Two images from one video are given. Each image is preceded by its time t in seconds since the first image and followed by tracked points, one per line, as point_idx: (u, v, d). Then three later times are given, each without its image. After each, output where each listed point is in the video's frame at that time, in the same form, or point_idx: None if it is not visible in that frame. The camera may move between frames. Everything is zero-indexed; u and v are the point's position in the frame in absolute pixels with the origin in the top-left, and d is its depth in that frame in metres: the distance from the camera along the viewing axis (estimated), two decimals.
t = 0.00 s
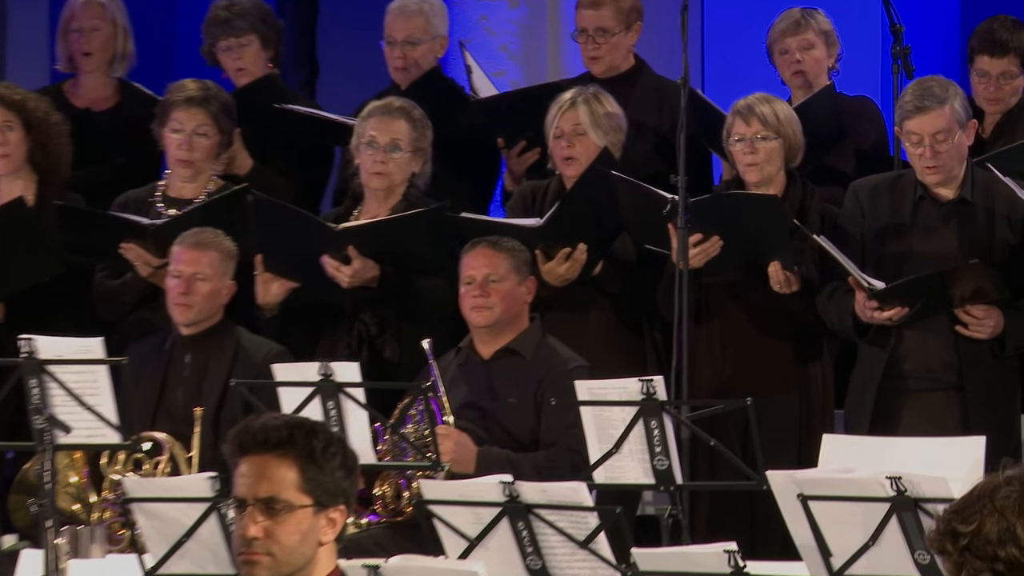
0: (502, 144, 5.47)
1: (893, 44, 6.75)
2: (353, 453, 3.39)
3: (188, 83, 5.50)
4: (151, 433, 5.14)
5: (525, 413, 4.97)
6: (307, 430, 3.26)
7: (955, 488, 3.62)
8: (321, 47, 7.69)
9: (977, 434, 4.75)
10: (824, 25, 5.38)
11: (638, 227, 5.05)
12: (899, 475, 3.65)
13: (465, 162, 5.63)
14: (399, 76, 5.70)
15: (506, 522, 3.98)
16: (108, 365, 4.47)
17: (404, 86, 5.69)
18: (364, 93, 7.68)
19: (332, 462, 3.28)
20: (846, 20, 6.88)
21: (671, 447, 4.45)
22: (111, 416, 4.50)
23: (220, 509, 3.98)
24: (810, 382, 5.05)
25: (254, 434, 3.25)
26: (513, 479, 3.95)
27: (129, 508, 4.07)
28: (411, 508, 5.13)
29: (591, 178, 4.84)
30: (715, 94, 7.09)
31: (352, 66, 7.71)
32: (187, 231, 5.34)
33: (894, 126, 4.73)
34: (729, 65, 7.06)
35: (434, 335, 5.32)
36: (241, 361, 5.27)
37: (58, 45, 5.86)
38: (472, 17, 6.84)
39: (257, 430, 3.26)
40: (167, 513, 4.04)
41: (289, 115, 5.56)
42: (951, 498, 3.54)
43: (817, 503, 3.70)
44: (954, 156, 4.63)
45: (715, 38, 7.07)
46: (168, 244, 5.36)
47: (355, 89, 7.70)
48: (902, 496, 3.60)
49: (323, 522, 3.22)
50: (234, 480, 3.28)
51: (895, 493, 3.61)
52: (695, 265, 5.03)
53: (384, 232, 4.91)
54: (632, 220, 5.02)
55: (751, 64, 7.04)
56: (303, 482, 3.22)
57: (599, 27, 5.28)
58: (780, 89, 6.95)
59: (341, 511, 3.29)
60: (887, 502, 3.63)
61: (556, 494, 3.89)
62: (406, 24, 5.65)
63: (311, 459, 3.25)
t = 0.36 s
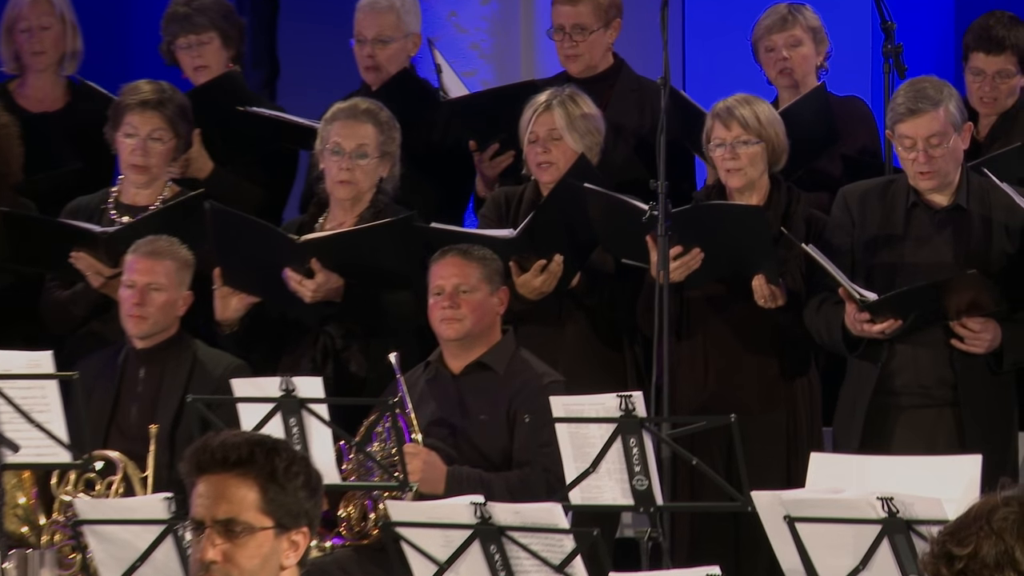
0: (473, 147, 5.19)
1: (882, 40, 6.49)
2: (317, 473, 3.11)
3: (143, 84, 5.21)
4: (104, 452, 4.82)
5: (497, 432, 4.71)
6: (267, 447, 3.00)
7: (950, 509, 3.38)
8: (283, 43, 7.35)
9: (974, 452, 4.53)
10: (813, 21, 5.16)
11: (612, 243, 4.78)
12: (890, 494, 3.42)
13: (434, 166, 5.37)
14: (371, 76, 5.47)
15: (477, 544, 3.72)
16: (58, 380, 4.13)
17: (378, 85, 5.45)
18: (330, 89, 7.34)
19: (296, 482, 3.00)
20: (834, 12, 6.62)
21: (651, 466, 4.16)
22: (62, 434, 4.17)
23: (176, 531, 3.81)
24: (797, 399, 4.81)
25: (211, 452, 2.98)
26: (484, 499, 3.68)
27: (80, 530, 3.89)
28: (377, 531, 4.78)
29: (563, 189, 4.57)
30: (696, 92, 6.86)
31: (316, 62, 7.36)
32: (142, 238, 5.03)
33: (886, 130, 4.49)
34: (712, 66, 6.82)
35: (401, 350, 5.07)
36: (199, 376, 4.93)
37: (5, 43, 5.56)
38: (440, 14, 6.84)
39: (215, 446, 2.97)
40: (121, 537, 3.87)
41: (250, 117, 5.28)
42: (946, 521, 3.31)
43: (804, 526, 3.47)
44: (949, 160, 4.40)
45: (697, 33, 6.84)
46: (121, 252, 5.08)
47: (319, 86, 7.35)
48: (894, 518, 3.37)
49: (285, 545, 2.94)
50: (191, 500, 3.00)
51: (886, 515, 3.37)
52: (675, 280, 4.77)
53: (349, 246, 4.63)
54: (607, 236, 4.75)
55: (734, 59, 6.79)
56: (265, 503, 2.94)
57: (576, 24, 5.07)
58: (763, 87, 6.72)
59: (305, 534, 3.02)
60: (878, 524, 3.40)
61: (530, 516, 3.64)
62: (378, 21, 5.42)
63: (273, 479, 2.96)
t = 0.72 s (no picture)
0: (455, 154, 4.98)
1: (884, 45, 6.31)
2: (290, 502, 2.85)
3: (107, 87, 4.96)
4: (64, 476, 4.53)
5: (479, 456, 4.45)
6: (237, 469, 2.74)
7: (958, 538, 3.14)
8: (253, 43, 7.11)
9: (981, 477, 4.30)
10: (812, 21, 4.98)
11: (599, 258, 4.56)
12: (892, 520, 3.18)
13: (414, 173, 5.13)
14: (350, 79, 5.24)
15: (458, 573, 3.47)
16: (15, 401, 3.86)
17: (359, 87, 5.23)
18: (304, 92, 7.10)
19: (266, 508, 2.74)
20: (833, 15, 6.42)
21: (642, 492, 3.89)
22: (19, 457, 3.90)
23: (140, 560, 3.53)
24: (795, 421, 4.57)
25: (177, 475, 2.72)
26: (466, 526, 3.42)
27: (40, 559, 3.65)
28: (353, 559, 4.49)
29: (548, 203, 4.33)
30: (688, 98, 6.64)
31: (289, 65, 7.11)
32: (105, 251, 4.77)
33: (890, 137, 4.27)
34: (702, 70, 6.60)
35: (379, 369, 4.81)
36: (164, 397, 4.65)
37: None
38: (419, 14, 6.64)
39: (180, 469, 2.72)
40: (82, 565, 3.63)
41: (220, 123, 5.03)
42: (952, 549, 3.07)
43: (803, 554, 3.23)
44: (956, 169, 4.17)
45: (690, 37, 6.62)
46: (81, 266, 4.81)
47: (292, 90, 7.11)
48: (897, 547, 3.13)
49: None
50: (155, 529, 2.74)
51: (889, 543, 3.13)
52: (667, 297, 4.54)
53: (323, 261, 4.38)
54: (594, 252, 4.50)
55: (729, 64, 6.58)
56: (232, 530, 2.68)
57: (563, 25, 4.90)
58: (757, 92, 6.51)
59: (275, 564, 2.75)
60: (881, 553, 3.16)
61: (513, 543, 3.38)
62: (356, 21, 5.19)
63: (240, 504, 2.70)
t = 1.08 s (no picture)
0: (438, 158, 4.86)
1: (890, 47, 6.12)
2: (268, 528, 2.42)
3: (71, 87, 4.75)
4: (24, 501, 4.27)
5: (462, 480, 4.22)
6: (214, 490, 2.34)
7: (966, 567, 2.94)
8: (225, 44, 6.89)
9: (991, 501, 4.09)
10: (815, 22, 4.81)
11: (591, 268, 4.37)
12: (898, 548, 2.98)
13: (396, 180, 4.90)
14: (331, 82, 5.02)
15: None
16: None
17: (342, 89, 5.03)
18: (279, 97, 6.86)
19: (242, 535, 2.31)
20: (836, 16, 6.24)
21: (634, 517, 3.65)
22: None
23: None
24: (794, 444, 4.36)
25: (145, 499, 2.33)
26: (450, 554, 3.20)
27: None
28: None
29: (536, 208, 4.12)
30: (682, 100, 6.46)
31: (264, 67, 6.87)
32: (68, 264, 4.54)
33: (895, 144, 4.06)
34: (696, 73, 6.43)
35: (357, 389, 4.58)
36: (132, 416, 4.41)
37: None
38: (399, 15, 6.47)
39: (146, 491, 2.33)
40: None
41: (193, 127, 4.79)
42: None
43: None
44: (965, 178, 3.96)
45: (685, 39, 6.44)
46: (43, 279, 4.57)
47: (266, 91, 6.86)
48: None
49: None
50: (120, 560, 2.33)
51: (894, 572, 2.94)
52: (659, 309, 4.33)
53: (296, 273, 4.15)
54: (585, 260, 4.31)
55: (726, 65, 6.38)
56: (202, 562, 2.26)
57: (551, 26, 4.79)
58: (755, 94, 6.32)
59: None
60: None
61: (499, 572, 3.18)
62: (337, 21, 4.97)
63: (212, 531, 2.29)
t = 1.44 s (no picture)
0: (415, 163, 4.61)
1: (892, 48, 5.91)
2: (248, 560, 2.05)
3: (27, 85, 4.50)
4: None
5: (442, 503, 3.98)
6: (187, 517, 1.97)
7: None
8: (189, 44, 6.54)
9: (1001, 526, 3.87)
10: (822, 21, 4.65)
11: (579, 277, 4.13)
12: None
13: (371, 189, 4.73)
14: (307, 86, 4.79)
15: None
16: None
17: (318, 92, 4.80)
18: (241, 100, 6.56)
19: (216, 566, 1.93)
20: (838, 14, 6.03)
21: (624, 543, 3.41)
22: None
23: None
24: (793, 465, 4.13)
25: (106, 525, 1.94)
26: None
27: None
28: None
29: (521, 214, 3.87)
30: (672, 101, 6.27)
31: (227, 71, 6.56)
32: (24, 275, 4.28)
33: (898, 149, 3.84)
34: (687, 72, 6.24)
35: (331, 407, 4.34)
36: (91, 435, 4.14)
37: None
38: (375, 12, 6.26)
39: (108, 514, 1.95)
40: None
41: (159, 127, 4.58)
42: None
43: None
44: (972, 185, 3.72)
45: (678, 36, 6.25)
46: None
47: (234, 90, 6.56)
48: None
49: None
50: None
51: None
52: (649, 317, 4.10)
53: (265, 287, 3.91)
54: (572, 269, 4.09)
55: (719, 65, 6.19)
56: None
57: (534, 24, 4.63)
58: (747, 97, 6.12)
59: None
60: None
61: None
62: (311, 21, 4.72)
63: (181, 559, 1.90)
